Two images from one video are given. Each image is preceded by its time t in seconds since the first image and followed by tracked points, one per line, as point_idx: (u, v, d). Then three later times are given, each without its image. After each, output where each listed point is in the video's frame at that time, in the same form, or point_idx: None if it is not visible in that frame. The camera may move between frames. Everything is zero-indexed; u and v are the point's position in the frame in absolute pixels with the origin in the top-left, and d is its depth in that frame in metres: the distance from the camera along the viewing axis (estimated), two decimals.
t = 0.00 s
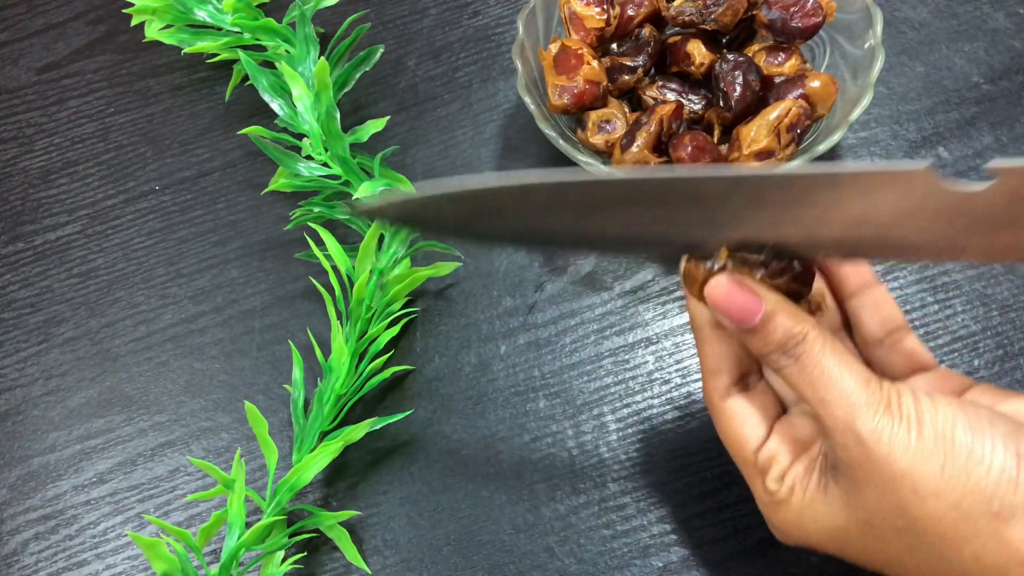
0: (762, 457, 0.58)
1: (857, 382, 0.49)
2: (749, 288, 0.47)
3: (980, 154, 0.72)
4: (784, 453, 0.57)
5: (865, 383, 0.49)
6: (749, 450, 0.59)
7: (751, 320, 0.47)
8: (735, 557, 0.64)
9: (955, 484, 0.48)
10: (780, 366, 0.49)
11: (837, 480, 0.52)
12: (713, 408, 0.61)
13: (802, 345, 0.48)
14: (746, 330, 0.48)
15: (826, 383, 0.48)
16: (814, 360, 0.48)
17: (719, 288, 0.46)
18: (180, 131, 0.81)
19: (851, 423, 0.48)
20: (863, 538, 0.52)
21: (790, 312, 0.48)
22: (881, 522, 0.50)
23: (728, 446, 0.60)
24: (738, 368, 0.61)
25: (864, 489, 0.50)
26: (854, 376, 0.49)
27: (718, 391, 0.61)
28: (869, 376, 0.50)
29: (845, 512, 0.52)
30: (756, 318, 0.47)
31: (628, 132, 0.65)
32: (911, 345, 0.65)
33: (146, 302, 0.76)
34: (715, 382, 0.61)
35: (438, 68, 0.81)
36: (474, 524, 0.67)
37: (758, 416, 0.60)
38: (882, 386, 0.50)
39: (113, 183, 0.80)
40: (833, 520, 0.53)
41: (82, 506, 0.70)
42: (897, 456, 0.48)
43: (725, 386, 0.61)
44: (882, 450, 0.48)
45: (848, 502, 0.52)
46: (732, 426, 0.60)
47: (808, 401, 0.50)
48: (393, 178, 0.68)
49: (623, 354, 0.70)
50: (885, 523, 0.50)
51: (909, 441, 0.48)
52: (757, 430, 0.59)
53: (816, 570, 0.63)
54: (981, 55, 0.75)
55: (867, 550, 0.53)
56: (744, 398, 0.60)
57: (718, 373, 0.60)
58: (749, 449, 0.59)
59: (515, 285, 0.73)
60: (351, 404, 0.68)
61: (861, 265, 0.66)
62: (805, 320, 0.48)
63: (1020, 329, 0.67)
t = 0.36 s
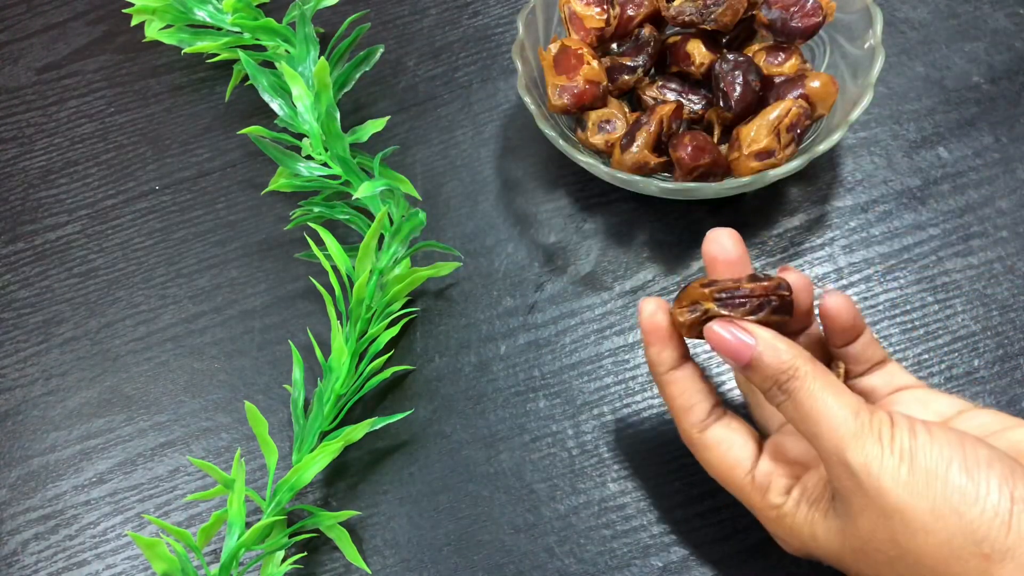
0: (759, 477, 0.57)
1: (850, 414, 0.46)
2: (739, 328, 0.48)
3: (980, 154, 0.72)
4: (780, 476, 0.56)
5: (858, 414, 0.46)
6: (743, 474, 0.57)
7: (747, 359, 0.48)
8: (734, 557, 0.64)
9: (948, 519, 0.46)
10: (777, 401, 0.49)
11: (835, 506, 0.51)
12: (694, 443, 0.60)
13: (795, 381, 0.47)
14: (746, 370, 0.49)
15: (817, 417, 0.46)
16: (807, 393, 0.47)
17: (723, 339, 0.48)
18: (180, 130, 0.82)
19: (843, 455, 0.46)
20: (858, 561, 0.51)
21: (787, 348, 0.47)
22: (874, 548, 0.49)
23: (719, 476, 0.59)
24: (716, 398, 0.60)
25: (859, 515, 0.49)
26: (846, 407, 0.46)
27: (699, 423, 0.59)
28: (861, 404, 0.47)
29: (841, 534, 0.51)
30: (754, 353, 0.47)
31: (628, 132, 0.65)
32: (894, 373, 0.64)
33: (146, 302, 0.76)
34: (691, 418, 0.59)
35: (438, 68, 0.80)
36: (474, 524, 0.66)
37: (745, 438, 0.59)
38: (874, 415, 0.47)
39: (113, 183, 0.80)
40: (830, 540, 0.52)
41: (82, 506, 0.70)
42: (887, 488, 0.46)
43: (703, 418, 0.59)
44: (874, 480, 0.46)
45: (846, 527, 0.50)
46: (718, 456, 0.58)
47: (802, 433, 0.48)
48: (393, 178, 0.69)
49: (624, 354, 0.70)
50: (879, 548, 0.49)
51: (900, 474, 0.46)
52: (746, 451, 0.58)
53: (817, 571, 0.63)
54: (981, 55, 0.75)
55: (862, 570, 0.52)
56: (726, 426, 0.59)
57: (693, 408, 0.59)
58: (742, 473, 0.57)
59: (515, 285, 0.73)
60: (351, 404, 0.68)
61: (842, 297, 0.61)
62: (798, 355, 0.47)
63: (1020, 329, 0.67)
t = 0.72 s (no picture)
0: (759, 474, 0.55)
1: (854, 399, 0.47)
2: (760, 295, 0.48)
3: (980, 154, 0.72)
4: (781, 468, 0.55)
5: (861, 400, 0.47)
6: (743, 467, 0.56)
7: (760, 332, 0.48)
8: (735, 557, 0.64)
9: (948, 505, 0.46)
10: (783, 380, 0.49)
11: (830, 499, 0.50)
12: (700, 429, 0.59)
13: (804, 358, 0.47)
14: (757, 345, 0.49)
15: (824, 398, 0.47)
16: (816, 373, 0.47)
17: (739, 304, 0.48)
18: (180, 131, 0.82)
19: (847, 437, 0.47)
20: (855, 554, 0.50)
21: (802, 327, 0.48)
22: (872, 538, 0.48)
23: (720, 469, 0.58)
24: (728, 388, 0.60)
25: (858, 505, 0.48)
26: (851, 393, 0.47)
27: (705, 412, 0.59)
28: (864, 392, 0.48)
29: (839, 527, 0.50)
30: (768, 327, 0.47)
31: (628, 132, 0.65)
32: (892, 384, 0.63)
33: (146, 302, 0.76)
34: (700, 402, 0.59)
35: (438, 68, 0.80)
36: (474, 524, 0.66)
37: (751, 434, 0.57)
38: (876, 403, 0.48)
39: (113, 183, 0.80)
40: (824, 539, 0.51)
41: (82, 506, 0.70)
42: (890, 472, 0.46)
43: (712, 404, 0.59)
44: (877, 463, 0.46)
45: (841, 521, 0.49)
46: (722, 446, 0.57)
47: (807, 418, 0.49)
48: (393, 178, 0.69)
49: (623, 354, 0.70)
50: (877, 538, 0.48)
51: (902, 459, 0.47)
52: (749, 446, 0.57)
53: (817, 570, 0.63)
54: (981, 55, 0.75)
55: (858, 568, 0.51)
56: (735, 417, 0.58)
57: (702, 392, 0.59)
58: (743, 466, 0.56)
59: (515, 285, 0.73)
60: (351, 404, 0.68)
61: (826, 279, 0.61)
62: (807, 332, 0.48)
63: (1019, 329, 0.67)
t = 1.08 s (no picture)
0: (777, 466, 0.54)
1: (891, 386, 0.45)
2: (799, 275, 0.47)
3: (980, 154, 0.72)
4: (802, 460, 0.54)
5: (897, 386, 0.45)
6: (762, 459, 0.55)
7: (793, 311, 0.47)
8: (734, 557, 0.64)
9: (984, 495, 0.45)
10: (813, 363, 0.46)
11: (857, 488, 0.48)
12: (720, 419, 0.58)
13: (838, 340, 0.45)
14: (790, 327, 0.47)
15: (859, 383, 0.45)
16: (852, 356, 0.45)
17: (777, 282, 0.47)
18: (180, 131, 0.82)
19: (883, 423, 0.45)
20: (883, 547, 0.48)
21: (836, 309, 0.46)
22: (903, 529, 0.46)
23: (737, 457, 0.57)
24: (750, 381, 0.58)
25: (889, 495, 0.46)
26: (887, 378, 0.45)
27: (727, 399, 0.57)
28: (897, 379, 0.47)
29: (865, 518, 0.48)
30: (799, 305, 0.46)
31: (628, 132, 0.65)
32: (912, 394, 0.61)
33: (146, 302, 0.76)
34: (723, 390, 0.58)
35: (438, 68, 0.80)
36: (474, 524, 0.66)
37: (771, 425, 0.56)
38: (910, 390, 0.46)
39: (113, 182, 0.80)
40: (849, 529, 0.49)
41: (82, 506, 0.70)
42: (926, 460, 0.45)
43: (735, 393, 0.58)
44: (913, 451, 0.45)
45: (869, 510, 0.48)
46: (741, 436, 0.56)
47: (837, 403, 0.46)
48: (393, 178, 0.69)
49: (623, 354, 0.70)
50: (908, 530, 0.46)
51: (937, 446, 0.45)
52: (770, 438, 0.56)
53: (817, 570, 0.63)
54: (981, 55, 0.75)
55: (882, 561, 0.48)
56: (754, 408, 0.57)
57: (727, 379, 0.58)
58: (761, 459, 0.55)
59: (515, 285, 0.73)
60: (351, 404, 0.68)
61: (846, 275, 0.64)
62: (840, 314, 0.46)
63: (1019, 329, 0.67)
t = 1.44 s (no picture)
0: (774, 484, 0.52)
1: (874, 408, 0.44)
2: (785, 300, 0.47)
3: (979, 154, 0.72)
4: (799, 478, 0.51)
5: (883, 408, 0.45)
6: (759, 476, 0.53)
7: (781, 335, 0.46)
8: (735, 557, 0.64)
9: (974, 518, 0.42)
10: (800, 386, 0.46)
11: (845, 509, 0.46)
12: (721, 429, 0.57)
13: (825, 364, 0.45)
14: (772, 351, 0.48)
15: (841, 406, 0.44)
16: (837, 381, 0.45)
17: (762, 304, 0.47)
18: (180, 131, 0.82)
19: (867, 444, 0.44)
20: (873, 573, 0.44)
21: (823, 334, 0.46)
22: (892, 552, 0.43)
23: (735, 473, 0.55)
24: (752, 393, 0.57)
25: (875, 515, 0.43)
26: (872, 401, 0.45)
27: (727, 413, 0.56)
28: (885, 402, 0.46)
29: (854, 540, 0.45)
30: (786, 334, 0.46)
31: (628, 132, 0.65)
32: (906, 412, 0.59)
33: (146, 302, 0.76)
34: (724, 402, 0.57)
35: (438, 68, 0.80)
36: (474, 524, 0.66)
37: (773, 442, 0.54)
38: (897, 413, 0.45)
39: (113, 182, 0.80)
40: (838, 551, 0.46)
41: (82, 506, 0.70)
42: (910, 481, 0.43)
43: (737, 405, 0.56)
44: (897, 470, 0.43)
45: (856, 532, 0.45)
46: (738, 450, 0.55)
47: (822, 426, 0.46)
48: (393, 178, 0.69)
49: (623, 354, 0.70)
50: (896, 552, 0.43)
51: (922, 468, 0.43)
52: (769, 455, 0.54)
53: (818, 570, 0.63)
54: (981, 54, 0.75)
55: None
56: (756, 421, 0.55)
57: (728, 391, 0.57)
58: (758, 475, 0.53)
59: (515, 285, 0.73)
60: (351, 404, 0.68)
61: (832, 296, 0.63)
62: (830, 338, 0.46)
63: (1019, 329, 0.67)
